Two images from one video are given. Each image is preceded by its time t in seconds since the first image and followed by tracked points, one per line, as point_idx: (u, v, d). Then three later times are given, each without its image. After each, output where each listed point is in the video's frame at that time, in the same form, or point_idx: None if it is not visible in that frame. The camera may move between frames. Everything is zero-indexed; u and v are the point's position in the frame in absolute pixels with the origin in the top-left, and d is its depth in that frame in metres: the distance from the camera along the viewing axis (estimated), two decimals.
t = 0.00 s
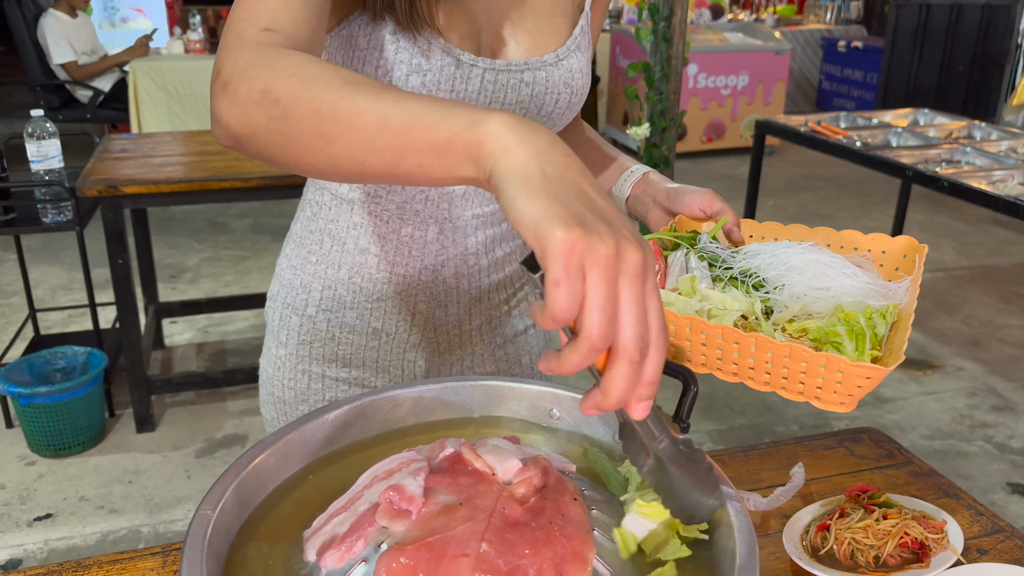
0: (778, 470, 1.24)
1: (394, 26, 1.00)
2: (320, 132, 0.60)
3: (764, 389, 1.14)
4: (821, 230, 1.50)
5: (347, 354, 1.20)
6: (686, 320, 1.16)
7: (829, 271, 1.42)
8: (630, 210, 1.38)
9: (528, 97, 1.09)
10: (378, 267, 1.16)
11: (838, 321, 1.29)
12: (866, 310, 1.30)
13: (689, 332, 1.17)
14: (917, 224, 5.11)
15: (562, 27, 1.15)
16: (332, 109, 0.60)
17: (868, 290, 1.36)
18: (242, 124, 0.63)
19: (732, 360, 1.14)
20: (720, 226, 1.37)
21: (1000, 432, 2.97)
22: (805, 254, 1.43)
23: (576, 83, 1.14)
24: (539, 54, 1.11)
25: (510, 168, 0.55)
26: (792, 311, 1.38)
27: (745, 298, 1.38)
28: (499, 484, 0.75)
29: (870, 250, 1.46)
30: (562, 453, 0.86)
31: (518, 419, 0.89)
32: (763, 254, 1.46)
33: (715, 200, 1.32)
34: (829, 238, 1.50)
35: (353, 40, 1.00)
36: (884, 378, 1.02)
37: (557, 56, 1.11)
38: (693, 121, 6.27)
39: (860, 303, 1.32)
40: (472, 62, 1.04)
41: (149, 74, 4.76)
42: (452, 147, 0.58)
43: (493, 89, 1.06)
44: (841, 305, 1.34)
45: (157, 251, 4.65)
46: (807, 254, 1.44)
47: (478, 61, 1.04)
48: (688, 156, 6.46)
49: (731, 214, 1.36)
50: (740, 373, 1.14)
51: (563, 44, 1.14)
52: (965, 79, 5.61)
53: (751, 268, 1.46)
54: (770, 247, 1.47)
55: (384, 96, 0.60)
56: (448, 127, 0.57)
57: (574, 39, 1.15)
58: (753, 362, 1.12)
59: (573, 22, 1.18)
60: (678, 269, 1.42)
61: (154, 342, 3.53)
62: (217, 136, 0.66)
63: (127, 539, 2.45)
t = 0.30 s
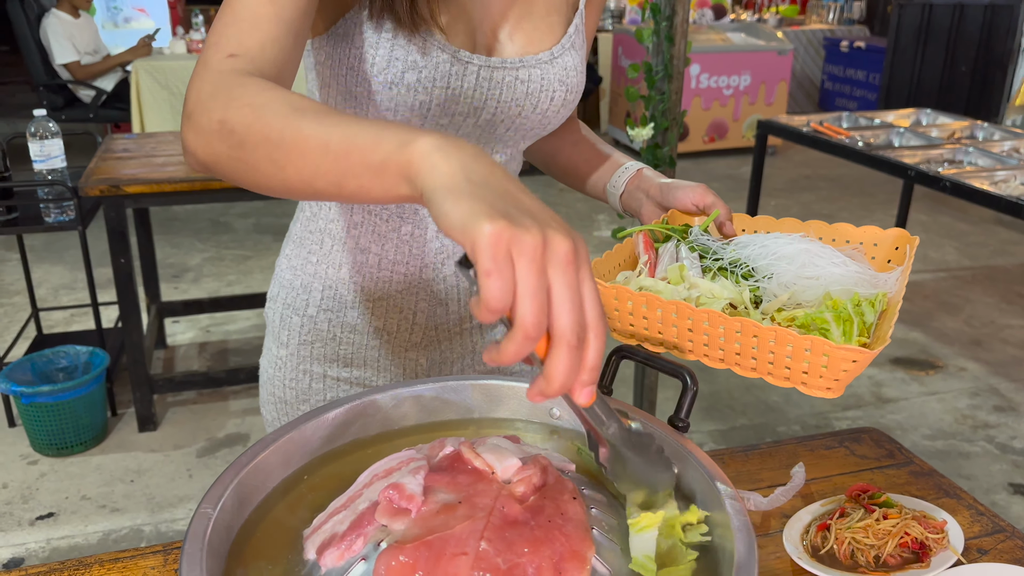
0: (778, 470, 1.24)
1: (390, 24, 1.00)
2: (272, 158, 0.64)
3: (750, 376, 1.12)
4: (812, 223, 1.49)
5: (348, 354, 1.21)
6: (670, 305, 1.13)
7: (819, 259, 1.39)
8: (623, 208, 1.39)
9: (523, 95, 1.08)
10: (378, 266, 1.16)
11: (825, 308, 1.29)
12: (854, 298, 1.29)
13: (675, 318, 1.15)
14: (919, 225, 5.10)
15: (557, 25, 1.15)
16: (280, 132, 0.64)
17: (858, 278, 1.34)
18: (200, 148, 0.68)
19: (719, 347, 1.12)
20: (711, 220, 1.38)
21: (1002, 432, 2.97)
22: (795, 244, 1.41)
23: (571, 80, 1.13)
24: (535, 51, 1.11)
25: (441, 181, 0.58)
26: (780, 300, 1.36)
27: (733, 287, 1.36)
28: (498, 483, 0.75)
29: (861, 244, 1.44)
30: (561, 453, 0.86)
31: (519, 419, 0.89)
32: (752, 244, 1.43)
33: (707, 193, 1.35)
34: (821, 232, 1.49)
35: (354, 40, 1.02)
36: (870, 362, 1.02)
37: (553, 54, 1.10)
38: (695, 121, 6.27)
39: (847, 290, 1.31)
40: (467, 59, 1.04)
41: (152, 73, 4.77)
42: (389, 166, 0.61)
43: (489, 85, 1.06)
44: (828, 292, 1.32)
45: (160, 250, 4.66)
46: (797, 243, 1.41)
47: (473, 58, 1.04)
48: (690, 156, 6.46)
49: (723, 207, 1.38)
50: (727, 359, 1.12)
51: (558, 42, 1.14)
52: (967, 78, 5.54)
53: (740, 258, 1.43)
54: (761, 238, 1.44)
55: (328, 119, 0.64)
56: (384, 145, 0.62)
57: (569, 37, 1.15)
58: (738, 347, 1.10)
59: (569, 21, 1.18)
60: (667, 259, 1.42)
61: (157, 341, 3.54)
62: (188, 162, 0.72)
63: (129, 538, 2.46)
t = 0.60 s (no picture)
0: (780, 473, 1.26)
1: (387, 34, 1.01)
2: (249, 180, 0.72)
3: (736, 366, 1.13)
4: (804, 217, 1.50)
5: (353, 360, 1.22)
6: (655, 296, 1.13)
7: (806, 250, 1.39)
8: (620, 208, 1.41)
9: (523, 100, 1.10)
10: (381, 272, 1.18)
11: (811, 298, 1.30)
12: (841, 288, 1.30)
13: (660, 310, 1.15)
14: (921, 227, 5.11)
15: (553, 32, 1.17)
16: (246, 162, 0.71)
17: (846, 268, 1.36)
18: (201, 195, 0.77)
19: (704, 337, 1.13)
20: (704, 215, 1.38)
21: (1004, 435, 2.97)
22: (780, 237, 1.42)
23: (568, 85, 1.15)
24: (532, 57, 1.13)
25: (354, 123, 0.64)
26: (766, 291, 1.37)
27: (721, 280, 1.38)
28: (504, 490, 0.76)
29: (852, 237, 1.46)
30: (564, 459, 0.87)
31: (524, 425, 0.91)
32: (742, 239, 1.45)
33: (700, 189, 1.38)
34: (813, 226, 1.50)
35: (350, 52, 1.03)
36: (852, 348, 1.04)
37: (549, 59, 1.12)
38: (697, 123, 6.28)
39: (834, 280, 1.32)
40: (466, 67, 1.05)
41: (156, 75, 4.78)
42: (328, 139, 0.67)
43: (489, 93, 1.07)
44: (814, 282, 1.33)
45: (164, 251, 4.68)
46: (787, 235, 1.42)
47: (473, 66, 1.05)
48: (693, 157, 6.47)
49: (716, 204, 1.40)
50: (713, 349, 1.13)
51: (554, 48, 1.15)
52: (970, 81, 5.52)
53: (730, 252, 1.44)
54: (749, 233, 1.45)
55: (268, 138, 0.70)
56: (313, 124, 0.68)
57: (565, 43, 1.17)
58: (723, 338, 1.11)
59: (564, 27, 1.20)
60: (658, 254, 1.41)
61: (161, 343, 3.56)
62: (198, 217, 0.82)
63: (134, 539, 2.47)
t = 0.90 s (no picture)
0: (784, 480, 1.26)
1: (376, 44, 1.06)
2: (248, 117, 0.79)
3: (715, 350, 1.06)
4: (795, 205, 1.41)
5: (352, 365, 1.23)
6: (631, 282, 1.05)
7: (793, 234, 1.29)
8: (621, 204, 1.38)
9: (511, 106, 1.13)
10: (379, 276, 1.20)
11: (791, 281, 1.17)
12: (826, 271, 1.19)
13: (639, 297, 1.07)
14: (924, 229, 5.13)
15: (543, 40, 1.20)
16: (246, 99, 0.78)
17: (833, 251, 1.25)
18: (175, 141, 0.82)
19: (682, 323, 1.05)
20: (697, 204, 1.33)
21: (1006, 438, 2.99)
22: (769, 224, 1.31)
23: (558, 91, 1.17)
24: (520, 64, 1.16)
25: (406, 39, 0.74)
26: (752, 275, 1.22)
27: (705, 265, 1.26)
28: (515, 499, 0.78)
29: (844, 223, 1.37)
30: (572, 467, 0.89)
31: (533, 434, 0.92)
32: (728, 226, 1.33)
33: (694, 179, 1.31)
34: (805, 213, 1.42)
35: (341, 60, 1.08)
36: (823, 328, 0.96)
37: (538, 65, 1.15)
38: (700, 125, 6.29)
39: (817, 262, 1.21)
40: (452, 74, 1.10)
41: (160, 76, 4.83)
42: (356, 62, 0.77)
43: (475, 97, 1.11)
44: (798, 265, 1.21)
45: (168, 253, 4.70)
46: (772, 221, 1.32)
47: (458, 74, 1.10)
48: (696, 159, 6.48)
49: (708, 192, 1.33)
50: (691, 335, 1.06)
51: (544, 54, 1.18)
52: (972, 82, 5.53)
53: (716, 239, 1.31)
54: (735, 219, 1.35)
55: (271, 76, 0.79)
56: (344, 50, 0.77)
57: (555, 49, 1.19)
58: (700, 322, 1.04)
59: (554, 34, 1.22)
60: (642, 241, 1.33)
61: (166, 344, 3.58)
62: (152, 177, 0.86)
63: (140, 540, 2.49)
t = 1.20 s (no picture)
0: (786, 488, 1.29)
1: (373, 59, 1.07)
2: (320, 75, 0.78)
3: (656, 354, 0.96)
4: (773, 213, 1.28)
5: (352, 376, 1.25)
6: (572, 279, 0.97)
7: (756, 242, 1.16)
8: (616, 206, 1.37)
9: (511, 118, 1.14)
10: (378, 288, 1.22)
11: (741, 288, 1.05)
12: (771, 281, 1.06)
13: (582, 296, 0.97)
14: (926, 233, 5.15)
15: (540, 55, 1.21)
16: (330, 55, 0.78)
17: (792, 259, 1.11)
18: (217, 56, 0.77)
19: (623, 324, 0.96)
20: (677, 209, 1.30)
21: (1006, 442, 3.00)
22: (732, 229, 1.19)
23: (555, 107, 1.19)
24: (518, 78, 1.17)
25: (511, 37, 0.78)
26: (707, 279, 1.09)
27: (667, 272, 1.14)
28: (525, 513, 0.80)
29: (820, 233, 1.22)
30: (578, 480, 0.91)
31: (540, 446, 0.94)
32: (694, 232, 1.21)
33: (683, 185, 1.31)
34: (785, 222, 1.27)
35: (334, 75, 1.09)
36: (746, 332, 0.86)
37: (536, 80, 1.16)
38: (702, 128, 6.31)
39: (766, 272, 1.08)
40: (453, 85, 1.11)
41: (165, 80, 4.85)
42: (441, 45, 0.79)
43: (475, 110, 1.12)
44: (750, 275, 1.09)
45: (173, 256, 4.73)
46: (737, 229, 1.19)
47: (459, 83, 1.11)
48: (698, 162, 6.50)
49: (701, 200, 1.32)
50: (632, 336, 0.96)
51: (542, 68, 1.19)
52: (974, 86, 5.54)
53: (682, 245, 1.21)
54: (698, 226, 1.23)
55: (363, 32, 0.78)
56: (444, 27, 0.79)
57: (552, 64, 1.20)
58: (637, 325, 0.94)
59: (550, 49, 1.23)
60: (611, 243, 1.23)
61: (172, 347, 3.60)
62: (169, 91, 0.80)
63: (148, 543, 2.51)
